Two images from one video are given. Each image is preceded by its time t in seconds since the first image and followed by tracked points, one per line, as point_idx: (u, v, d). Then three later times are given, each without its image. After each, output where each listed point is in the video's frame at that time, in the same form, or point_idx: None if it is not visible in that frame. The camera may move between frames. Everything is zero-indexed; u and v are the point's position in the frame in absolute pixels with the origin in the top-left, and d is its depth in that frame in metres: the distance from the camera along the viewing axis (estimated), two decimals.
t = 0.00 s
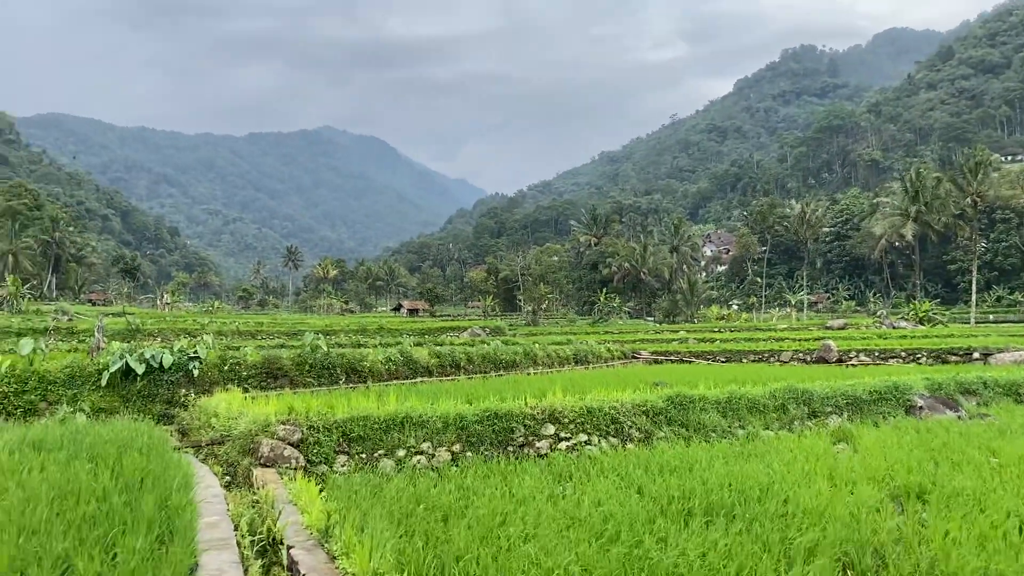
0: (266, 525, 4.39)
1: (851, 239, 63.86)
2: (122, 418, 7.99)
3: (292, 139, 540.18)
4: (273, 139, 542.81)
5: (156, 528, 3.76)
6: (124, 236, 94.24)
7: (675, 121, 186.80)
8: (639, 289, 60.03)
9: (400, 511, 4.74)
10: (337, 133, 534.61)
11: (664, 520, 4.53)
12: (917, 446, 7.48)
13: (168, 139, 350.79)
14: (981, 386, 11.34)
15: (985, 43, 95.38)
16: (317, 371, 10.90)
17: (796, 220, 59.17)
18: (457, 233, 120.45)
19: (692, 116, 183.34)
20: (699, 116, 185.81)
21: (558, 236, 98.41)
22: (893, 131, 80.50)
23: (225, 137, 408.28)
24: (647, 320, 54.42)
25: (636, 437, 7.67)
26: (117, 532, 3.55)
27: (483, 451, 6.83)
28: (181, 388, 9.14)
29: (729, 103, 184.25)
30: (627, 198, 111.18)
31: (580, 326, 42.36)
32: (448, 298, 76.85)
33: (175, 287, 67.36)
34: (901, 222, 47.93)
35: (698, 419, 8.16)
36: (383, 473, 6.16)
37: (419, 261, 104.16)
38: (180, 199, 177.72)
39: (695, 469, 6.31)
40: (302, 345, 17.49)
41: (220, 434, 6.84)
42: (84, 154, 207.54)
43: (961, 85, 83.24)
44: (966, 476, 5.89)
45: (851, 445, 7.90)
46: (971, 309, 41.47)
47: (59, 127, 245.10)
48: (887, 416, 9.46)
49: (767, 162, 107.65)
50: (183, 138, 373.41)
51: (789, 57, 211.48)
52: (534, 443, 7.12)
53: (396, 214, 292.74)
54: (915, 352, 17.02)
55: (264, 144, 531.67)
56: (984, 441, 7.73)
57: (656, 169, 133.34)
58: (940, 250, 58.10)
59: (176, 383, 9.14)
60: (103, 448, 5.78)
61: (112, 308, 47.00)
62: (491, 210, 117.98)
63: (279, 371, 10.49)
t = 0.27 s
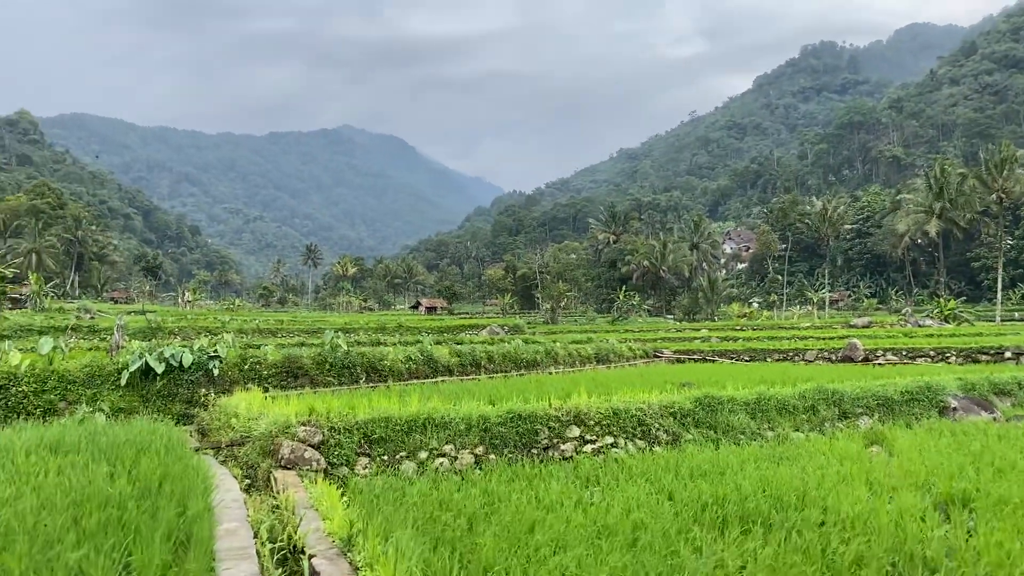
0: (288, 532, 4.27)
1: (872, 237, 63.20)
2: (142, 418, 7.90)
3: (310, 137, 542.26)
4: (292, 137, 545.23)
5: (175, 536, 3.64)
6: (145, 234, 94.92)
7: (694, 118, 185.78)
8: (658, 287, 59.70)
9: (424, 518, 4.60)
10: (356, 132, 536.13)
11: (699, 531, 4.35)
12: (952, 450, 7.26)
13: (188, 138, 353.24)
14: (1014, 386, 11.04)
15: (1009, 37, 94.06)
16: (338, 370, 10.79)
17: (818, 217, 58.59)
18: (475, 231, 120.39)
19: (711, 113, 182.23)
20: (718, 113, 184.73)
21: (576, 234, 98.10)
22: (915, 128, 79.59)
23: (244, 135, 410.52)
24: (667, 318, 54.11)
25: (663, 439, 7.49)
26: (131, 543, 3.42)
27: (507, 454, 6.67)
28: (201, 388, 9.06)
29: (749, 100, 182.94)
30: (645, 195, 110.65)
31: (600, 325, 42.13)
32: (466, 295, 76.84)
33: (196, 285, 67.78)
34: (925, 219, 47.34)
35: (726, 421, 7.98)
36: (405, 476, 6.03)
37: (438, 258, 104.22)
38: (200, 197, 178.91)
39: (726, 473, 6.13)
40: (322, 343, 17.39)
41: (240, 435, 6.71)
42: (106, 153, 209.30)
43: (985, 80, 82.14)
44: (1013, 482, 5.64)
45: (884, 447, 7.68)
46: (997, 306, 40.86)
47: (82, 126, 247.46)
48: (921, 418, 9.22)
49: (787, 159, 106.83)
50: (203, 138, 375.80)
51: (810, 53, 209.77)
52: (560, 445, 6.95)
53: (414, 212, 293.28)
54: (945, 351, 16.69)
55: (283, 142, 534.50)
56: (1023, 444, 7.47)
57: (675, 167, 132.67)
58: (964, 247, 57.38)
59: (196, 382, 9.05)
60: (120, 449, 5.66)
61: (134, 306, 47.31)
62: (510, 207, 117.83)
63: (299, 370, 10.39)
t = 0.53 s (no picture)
0: (308, 534, 4.15)
1: (891, 236, 62.63)
2: (159, 417, 7.82)
3: (327, 138, 544.18)
4: (308, 138, 547.43)
5: (191, 535, 3.52)
6: (163, 235, 95.43)
7: (710, 117, 185.00)
8: (675, 287, 59.40)
9: (448, 519, 4.46)
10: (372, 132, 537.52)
11: (735, 534, 4.18)
12: (987, 451, 7.05)
13: (206, 139, 355.35)
14: None
15: None
16: (356, 368, 10.66)
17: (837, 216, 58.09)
18: (491, 231, 120.43)
19: (727, 112, 181.38)
20: (734, 112, 183.82)
21: (592, 234, 97.83)
22: (935, 126, 78.87)
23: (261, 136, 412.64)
24: (685, 318, 53.78)
25: (689, 440, 7.32)
26: (147, 544, 3.31)
27: (530, 454, 6.52)
28: (218, 386, 8.97)
29: (766, 99, 181.95)
30: (662, 194, 110.23)
31: (617, 324, 41.89)
32: (482, 295, 76.74)
33: (213, 285, 68.06)
34: (946, 217, 46.82)
35: (753, 421, 7.81)
36: (426, 476, 5.89)
37: (454, 258, 104.23)
38: (218, 198, 179.88)
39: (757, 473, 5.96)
40: (340, 342, 17.33)
41: (258, 434, 6.60)
42: (125, 155, 210.95)
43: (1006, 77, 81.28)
44: None
45: (917, 448, 7.47)
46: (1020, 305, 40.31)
47: (101, 128, 249.55)
48: (951, 417, 8.98)
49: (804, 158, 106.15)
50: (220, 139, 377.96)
51: (827, 52, 208.40)
52: (583, 446, 6.79)
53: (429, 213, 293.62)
54: (972, 351, 16.40)
55: (299, 143, 536.82)
56: None
57: (692, 166, 132.11)
58: (984, 246, 56.75)
59: (214, 381, 8.96)
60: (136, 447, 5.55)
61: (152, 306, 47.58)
62: (525, 206, 117.73)
63: (317, 369, 10.28)
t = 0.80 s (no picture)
0: (322, 550, 3.98)
1: (904, 237, 62.16)
2: (169, 424, 7.68)
3: (337, 140, 545.32)
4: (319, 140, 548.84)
5: (203, 555, 3.40)
6: (174, 237, 95.67)
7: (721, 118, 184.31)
8: (687, 288, 59.13)
9: (469, 535, 4.28)
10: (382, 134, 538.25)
11: (767, 552, 4.00)
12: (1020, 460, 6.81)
13: (217, 141, 356.73)
14: None
15: None
16: (369, 373, 10.48)
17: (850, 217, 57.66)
18: (501, 233, 120.18)
19: (738, 113, 180.69)
20: (745, 113, 183.18)
21: (603, 235, 97.47)
22: (948, 127, 78.37)
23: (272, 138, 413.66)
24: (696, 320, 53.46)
25: (712, 448, 7.12)
26: (152, 568, 3.14)
27: (549, 463, 6.33)
28: (229, 392, 8.82)
29: (777, 100, 181.29)
30: (672, 195, 109.84)
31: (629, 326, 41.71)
32: (493, 297, 76.58)
33: (225, 287, 68.14)
34: (961, 218, 46.40)
35: (776, 428, 7.61)
36: (443, 486, 5.72)
37: (464, 260, 104.13)
38: (229, 200, 180.43)
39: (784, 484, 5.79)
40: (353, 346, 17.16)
41: (270, 442, 6.44)
42: (137, 158, 211.86)
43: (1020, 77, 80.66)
44: None
45: (947, 456, 7.24)
46: None
47: (113, 130, 250.70)
48: (979, 424, 8.74)
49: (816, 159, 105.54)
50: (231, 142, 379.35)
51: (839, 53, 207.49)
52: (604, 454, 6.60)
53: (440, 215, 293.75)
54: (994, 354, 16.11)
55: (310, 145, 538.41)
56: None
57: (703, 167, 131.68)
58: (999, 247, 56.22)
59: (224, 386, 8.80)
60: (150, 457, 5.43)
61: (164, 309, 47.56)
62: (536, 208, 117.45)
63: (330, 374, 10.10)
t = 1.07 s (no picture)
0: (333, 560, 3.84)
1: (914, 237, 61.84)
2: (177, 427, 7.56)
3: (344, 141, 546.04)
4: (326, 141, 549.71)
5: (211, 567, 3.28)
6: (183, 238, 95.84)
7: (729, 118, 183.82)
8: (695, 289, 58.91)
9: (485, 544, 4.14)
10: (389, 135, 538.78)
11: (796, 563, 3.86)
12: None
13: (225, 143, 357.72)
14: None
15: None
16: (378, 375, 10.33)
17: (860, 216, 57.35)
18: (509, 233, 120.02)
19: (746, 113, 180.18)
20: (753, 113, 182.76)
21: (610, 235, 97.26)
22: (957, 126, 78.02)
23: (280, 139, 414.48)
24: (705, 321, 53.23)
25: (729, 453, 6.97)
26: None
27: (564, 467, 6.19)
28: (237, 394, 8.70)
29: (785, 100, 180.76)
30: (680, 196, 109.52)
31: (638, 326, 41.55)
32: (501, 298, 76.46)
33: (233, 288, 68.19)
34: (973, 218, 46.11)
35: (795, 432, 7.46)
36: (456, 491, 5.59)
37: (471, 261, 104.04)
38: (237, 201, 180.80)
39: (806, 489, 5.64)
40: (362, 347, 17.02)
41: (278, 445, 6.31)
42: (145, 159, 212.44)
43: None
44: None
45: (970, 460, 7.07)
46: None
47: (122, 132, 251.56)
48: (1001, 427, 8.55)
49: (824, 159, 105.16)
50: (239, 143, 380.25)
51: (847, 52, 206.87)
52: (619, 458, 6.45)
53: (447, 215, 293.88)
54: (1010, 355, 15.89)
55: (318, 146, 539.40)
56: None
57: (710, 167, 131.35)
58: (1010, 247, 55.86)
59: (233, 388, 8.69)
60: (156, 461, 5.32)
61: (173, 309, 47.59)
62: (544, 208, 117.28)
63: (339, 376, 9.98)
